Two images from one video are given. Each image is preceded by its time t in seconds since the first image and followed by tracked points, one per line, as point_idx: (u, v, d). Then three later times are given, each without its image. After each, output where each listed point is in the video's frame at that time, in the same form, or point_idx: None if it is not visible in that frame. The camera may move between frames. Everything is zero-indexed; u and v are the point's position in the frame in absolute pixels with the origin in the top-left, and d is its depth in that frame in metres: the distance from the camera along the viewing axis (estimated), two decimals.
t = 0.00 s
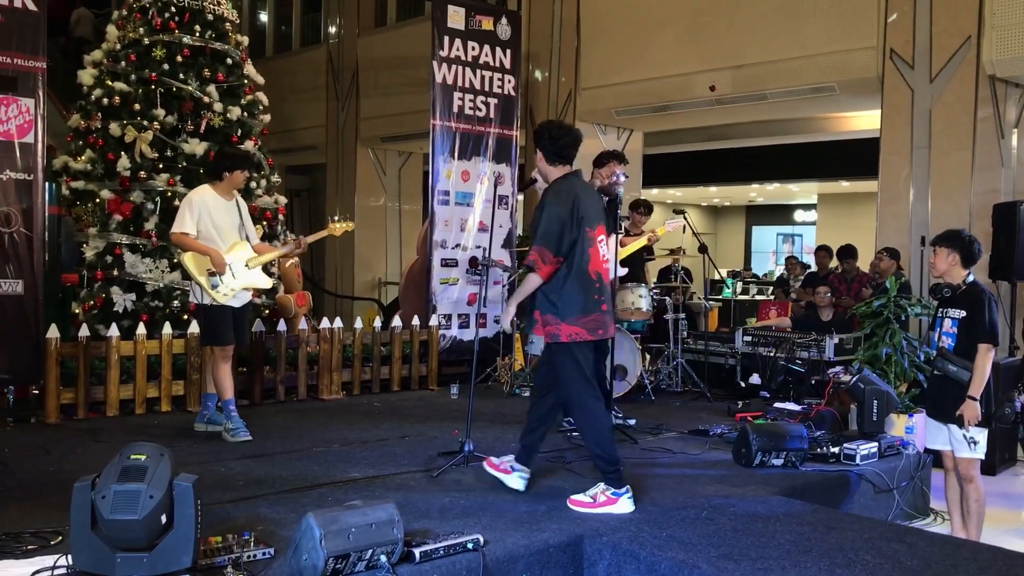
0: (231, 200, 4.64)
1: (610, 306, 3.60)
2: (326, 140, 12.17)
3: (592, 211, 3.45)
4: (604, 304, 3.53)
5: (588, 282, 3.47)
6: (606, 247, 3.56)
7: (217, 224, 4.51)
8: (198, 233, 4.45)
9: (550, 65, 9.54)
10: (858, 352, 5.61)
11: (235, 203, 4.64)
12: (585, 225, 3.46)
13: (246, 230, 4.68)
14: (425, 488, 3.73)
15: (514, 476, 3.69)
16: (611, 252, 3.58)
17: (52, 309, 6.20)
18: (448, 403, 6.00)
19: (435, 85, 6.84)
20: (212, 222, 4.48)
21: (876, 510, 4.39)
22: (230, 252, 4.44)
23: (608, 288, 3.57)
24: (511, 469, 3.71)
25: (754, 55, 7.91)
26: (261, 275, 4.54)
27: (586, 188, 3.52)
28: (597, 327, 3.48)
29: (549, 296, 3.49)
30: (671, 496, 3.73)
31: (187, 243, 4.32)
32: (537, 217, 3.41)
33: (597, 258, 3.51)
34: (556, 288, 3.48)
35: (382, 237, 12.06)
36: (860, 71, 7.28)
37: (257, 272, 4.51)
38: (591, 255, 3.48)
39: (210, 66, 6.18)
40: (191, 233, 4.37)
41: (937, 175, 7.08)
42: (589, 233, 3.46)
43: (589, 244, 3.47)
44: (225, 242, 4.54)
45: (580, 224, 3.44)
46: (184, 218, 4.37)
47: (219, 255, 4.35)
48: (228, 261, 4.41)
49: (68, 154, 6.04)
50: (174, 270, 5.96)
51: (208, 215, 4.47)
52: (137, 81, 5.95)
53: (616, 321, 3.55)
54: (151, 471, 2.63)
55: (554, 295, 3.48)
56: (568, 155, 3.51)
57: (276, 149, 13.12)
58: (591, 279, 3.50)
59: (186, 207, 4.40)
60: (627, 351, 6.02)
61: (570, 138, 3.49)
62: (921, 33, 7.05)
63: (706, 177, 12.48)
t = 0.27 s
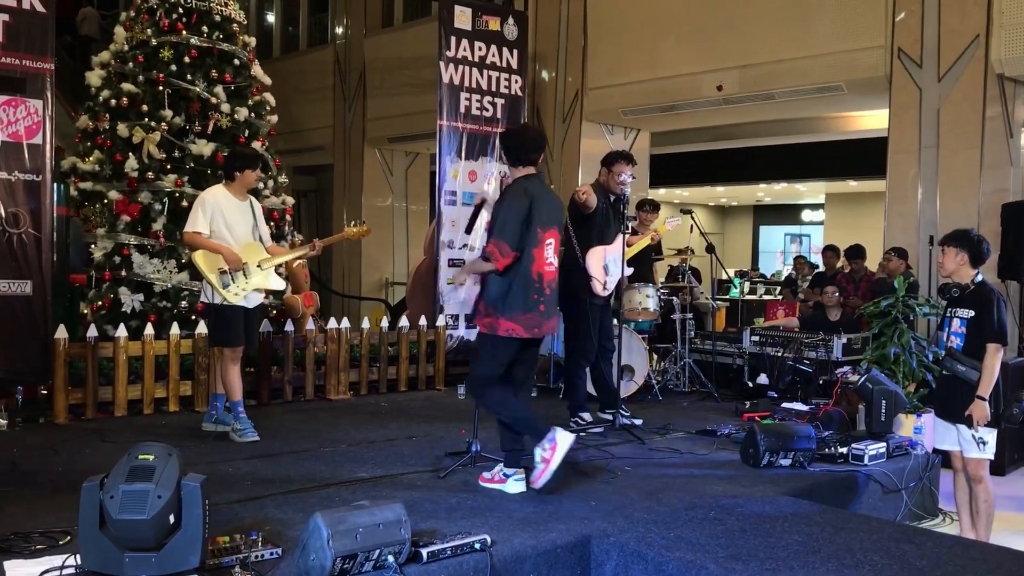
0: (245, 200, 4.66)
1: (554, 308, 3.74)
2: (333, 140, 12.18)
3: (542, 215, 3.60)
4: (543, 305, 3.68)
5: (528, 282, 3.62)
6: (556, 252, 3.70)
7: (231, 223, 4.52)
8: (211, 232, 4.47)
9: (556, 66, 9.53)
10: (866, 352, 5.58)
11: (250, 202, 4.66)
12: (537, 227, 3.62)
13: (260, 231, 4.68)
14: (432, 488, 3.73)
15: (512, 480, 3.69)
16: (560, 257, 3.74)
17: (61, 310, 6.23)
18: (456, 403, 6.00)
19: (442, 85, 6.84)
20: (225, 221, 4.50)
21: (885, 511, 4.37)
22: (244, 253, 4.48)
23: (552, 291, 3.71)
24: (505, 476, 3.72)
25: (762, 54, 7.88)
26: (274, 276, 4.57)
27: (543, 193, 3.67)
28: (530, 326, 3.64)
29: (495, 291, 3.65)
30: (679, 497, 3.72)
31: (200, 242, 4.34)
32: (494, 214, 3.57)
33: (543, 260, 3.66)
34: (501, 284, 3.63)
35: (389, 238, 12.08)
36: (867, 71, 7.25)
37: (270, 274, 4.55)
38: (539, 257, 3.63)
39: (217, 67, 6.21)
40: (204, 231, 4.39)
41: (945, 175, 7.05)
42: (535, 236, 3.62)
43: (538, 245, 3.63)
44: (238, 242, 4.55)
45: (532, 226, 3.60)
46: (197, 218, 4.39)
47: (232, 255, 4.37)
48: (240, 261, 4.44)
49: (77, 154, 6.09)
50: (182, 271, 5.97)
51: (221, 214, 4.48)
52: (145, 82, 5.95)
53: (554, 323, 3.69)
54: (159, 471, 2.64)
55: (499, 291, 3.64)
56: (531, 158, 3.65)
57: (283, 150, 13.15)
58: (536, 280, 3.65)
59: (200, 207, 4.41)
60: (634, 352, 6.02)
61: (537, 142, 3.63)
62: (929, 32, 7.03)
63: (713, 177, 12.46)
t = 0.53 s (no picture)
0: (261, 202, 4.67)
1: (505, 306, 3.64)
2: (342, 143, 12.21)
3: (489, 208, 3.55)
4: (489, 301, 3.60)
5: (470, 274, 3.57)
6: (507, 248, 3.62)
7: (247, 226, 4.53)
8: (226, 235, 4.48)
9: (565, 68, 9.53)
10: (877, 355, 5.56)
11: (265, 205, 4.66)
12: (485, 221, 3.57)
13: (275, 233, 4.69)
14: (442, 490, 3.73)
15: (523, 483, 3.65)
16: (515, 254, 3.65)
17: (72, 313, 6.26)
18: (465, 405, 6.00)
19: (451, 88, 6.85)
20: (240, 225, 4.50)
21: (896, 514, 4.34)
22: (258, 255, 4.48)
23: (501, 287, 3.62)
24: (397, 462, 3.76)
25: (771, 56, 7.86)
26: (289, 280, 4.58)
27: (497, 189, 3.61)
28: (472, 319, 3.58)
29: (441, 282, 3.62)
30: (689, 499, 3.71)
31: (214, 245, 4.35)
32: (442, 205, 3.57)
33: (491, 255, 3.60)
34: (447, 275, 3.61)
35: (398, 240, 12.09)
36: (878, 72, 7.22)
37: (284, 277, 4.55)
38: (485, 251, 3.57)
39: (228, 70, 6.23)
40: (219, 235, 4.41)
41: (956, 176, 7.02)
42: (481, 229, 3.57)
43: (486, 239, 3.58)
44: (253, 244, 4.56)
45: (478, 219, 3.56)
46: (213, 221, 4.40)
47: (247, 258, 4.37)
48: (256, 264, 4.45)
49: (88, 158, 6.12)
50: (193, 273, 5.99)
51: (236, 217, 4.49)
52: (156, 86, 5.99)
53: (498, 320, 3.59)
54: (170, 473, 2.65)
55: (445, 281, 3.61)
56: (492, 155, 3.61)
57: (293, 153, 13.20)
58: (482, 273, 3.59)
59: (214, 210, 4.43)
60: (645, 354, 6.00)
61: (501, 145, 3.59)
62: (940, 33, 7.01)
63: (723, 179, 12.43)
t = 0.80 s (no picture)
0: (276, 206, 4.68)
1: (459, 310, 3.76)
2: (356, 148, 12.25)
3: (438, 214, 3.70)
4: (442, 304, 3.74)
5: (421, 278, 3.73)
6: (460, 253, 3.75)
7: (262, 230, 4.54)
8: (242, 240, 4.50)
9: (579, 73, 9.52)
10: (892, 359, 5.51)
11: (280, 208, 4.68)
12: (436, 229, 3.73)
13: (291, 237, 4.70)
14: (455, 493, 3.72)
15: (506, 454, 3.80)
16: (470, 258, 3.78)
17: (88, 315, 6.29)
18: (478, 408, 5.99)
19: (465, 92, 6.87)
20: (256, 229, 4.52)
21: (912, 519, 4.30)
22: (273, 260, 4.47)
23: (454, 292, 3.75)
24: (392, 469, 3.83)
25: (786, 60, 7.83)
26: (304, 284, 4.58)
27: (448, 197, 3.77)
28: (425, 323, 3.73)
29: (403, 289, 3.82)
30: (703, 503, 3.68)
31: (230, 250, 4.38)
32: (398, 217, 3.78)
33: (444, 259, 3.74)
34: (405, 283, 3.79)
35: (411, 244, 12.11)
36: (892, 75, 7.18)
37: (299, 282, 4.54)
38: (437, 257, 3.73)
39: (243, 74, 6.25)
40: (234, 239, 4.43)
41: (972, 180, 6.97)
42: (432, 235, 3.73)
43: (437, 246, 3.73)
44: (269, 249, 4.57)
45: (427, 227, 3.73)
46: (229, 226, 4.43)
47: (263, 263, 4.39)
48: (272, 269, 4.46)
49: (104, 162, 6.14)
50: (207, 276, 6.02)
51: (252, 221, 4.50)
52: (171, 90, 6.03)
53: (449, 323, 3.72)
54: (185, 473, 2.65)
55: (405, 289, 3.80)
56: (447, 164, 3.80)
57: (306, 157, 13.26)
58: (435, 278, 3.73)
59: (230, 214, 4.45)
60: (659, 358, 5.97)
61: (449, 152, 3.78)
62: (956, 36, 6.96)
63: (736, 183, 12.39)
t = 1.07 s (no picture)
0: (294, 207, 4.72)
1: (449, 301, 3.82)
2: (374, 151, 12.30)
3: (423, 210, 3.78)
4: (432, 297, 3.80)
5: (410, 273, 3.80)
6: (447, 244, 3.83)
7: (282, 231, 4.58)
8: (261, 241, 4.52)
9: (597, 76, 9.52)
10: (913, 363, 5.47)
11: (299, 208, 4.72)
12: (422, 223, 3.81)
13: (308, 238, 4.74)
14: (473, 493, 3.72)
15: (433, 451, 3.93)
16: (457, 250, 3.85)
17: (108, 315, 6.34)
18: (495, 410, 5.99)
19: (483, 94, 6.88)
20: (275, 230, 4.55)
21: (933, 524, 4.25)
22: (292, 261, 4.49)
23: (443, 283, 3.80)
24: (410, 469, 3.83)
25: (805, 63, 7.79)
26: (322, 285, 4.60)
27: (434, 191, 3.86)
28: (416, 317, 3.79)
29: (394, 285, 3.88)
30: (722, 505, 3.66)
31: (249, 251, 4.39)
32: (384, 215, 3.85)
33: (432, 252, 3.81)
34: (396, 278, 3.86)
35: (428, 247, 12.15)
36: (914, 78, 7.12)
37: (318, 282, 4.55)
38: (425, 250, 3.80)
39: (263, 77, 6.29)
40: (253, 240, 4.45)
41: (994, 183, 6.90)
42: (419, 228, 3.81)
43: (424, 240, 3.81)
44: (288, 250, 4.60)
45: (413, 222, 3.80)
46: (248, 226, 4.45)
47: (282, 264, 4.40)
48: (290, 270, 4.47)
49: (126, 163, 6.21)
50: (227, 276, 6.07)
51: (271, 222, 4.54)
52: (192, 92, 6.08)
53: (439, 314, 3.77)
54: (205, 470, 2.66)
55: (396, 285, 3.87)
56: (430, 160, 3.91)
57: (325, 160, 13.33)
58: (424, 271, 3.81)
59: (249, 215, 4.47)
60: (678, 361, 5.96)
61: (432, 148, 3.89)
62: (978, 38, 6.90)
63: (755, 187, 12.33)
